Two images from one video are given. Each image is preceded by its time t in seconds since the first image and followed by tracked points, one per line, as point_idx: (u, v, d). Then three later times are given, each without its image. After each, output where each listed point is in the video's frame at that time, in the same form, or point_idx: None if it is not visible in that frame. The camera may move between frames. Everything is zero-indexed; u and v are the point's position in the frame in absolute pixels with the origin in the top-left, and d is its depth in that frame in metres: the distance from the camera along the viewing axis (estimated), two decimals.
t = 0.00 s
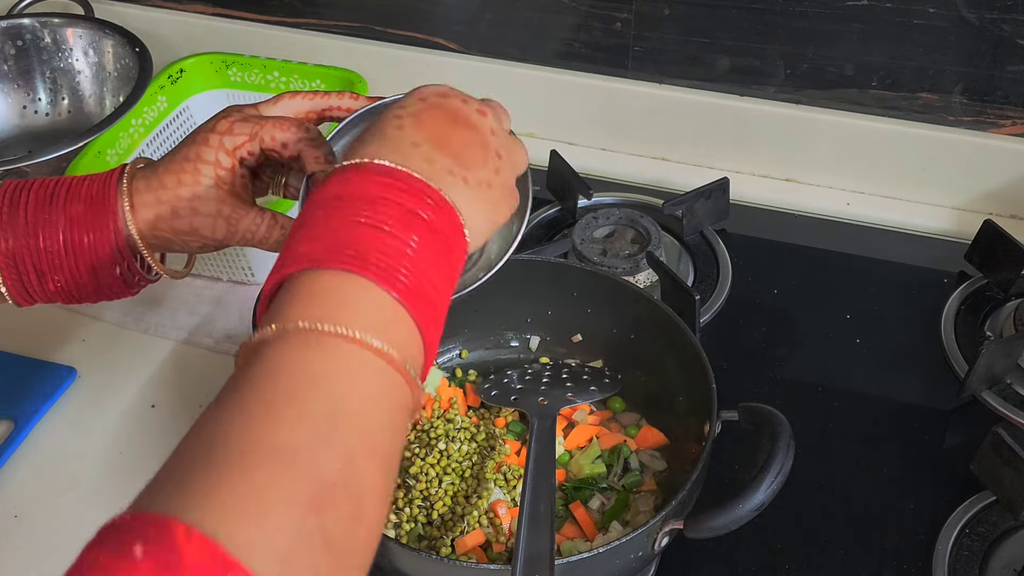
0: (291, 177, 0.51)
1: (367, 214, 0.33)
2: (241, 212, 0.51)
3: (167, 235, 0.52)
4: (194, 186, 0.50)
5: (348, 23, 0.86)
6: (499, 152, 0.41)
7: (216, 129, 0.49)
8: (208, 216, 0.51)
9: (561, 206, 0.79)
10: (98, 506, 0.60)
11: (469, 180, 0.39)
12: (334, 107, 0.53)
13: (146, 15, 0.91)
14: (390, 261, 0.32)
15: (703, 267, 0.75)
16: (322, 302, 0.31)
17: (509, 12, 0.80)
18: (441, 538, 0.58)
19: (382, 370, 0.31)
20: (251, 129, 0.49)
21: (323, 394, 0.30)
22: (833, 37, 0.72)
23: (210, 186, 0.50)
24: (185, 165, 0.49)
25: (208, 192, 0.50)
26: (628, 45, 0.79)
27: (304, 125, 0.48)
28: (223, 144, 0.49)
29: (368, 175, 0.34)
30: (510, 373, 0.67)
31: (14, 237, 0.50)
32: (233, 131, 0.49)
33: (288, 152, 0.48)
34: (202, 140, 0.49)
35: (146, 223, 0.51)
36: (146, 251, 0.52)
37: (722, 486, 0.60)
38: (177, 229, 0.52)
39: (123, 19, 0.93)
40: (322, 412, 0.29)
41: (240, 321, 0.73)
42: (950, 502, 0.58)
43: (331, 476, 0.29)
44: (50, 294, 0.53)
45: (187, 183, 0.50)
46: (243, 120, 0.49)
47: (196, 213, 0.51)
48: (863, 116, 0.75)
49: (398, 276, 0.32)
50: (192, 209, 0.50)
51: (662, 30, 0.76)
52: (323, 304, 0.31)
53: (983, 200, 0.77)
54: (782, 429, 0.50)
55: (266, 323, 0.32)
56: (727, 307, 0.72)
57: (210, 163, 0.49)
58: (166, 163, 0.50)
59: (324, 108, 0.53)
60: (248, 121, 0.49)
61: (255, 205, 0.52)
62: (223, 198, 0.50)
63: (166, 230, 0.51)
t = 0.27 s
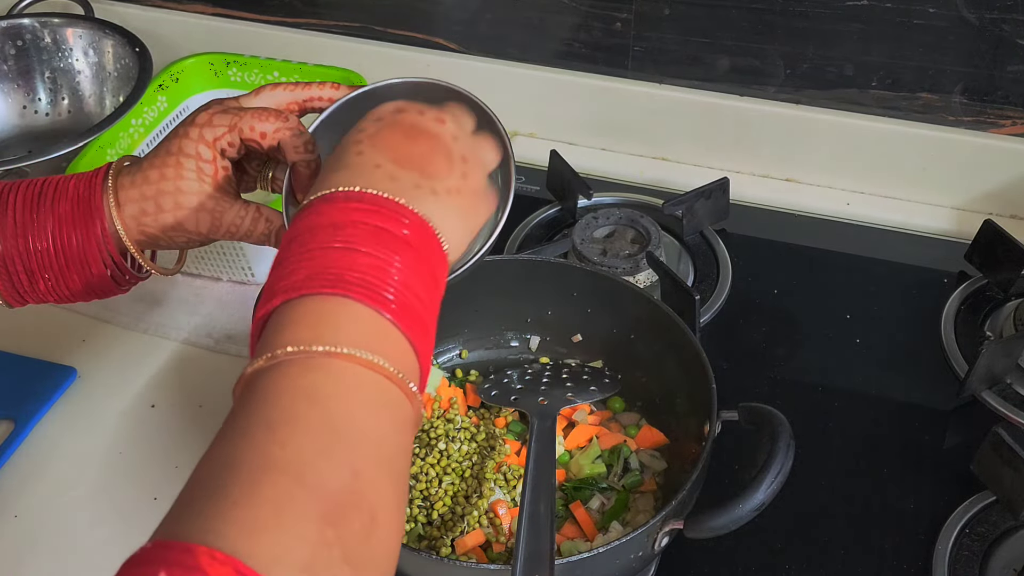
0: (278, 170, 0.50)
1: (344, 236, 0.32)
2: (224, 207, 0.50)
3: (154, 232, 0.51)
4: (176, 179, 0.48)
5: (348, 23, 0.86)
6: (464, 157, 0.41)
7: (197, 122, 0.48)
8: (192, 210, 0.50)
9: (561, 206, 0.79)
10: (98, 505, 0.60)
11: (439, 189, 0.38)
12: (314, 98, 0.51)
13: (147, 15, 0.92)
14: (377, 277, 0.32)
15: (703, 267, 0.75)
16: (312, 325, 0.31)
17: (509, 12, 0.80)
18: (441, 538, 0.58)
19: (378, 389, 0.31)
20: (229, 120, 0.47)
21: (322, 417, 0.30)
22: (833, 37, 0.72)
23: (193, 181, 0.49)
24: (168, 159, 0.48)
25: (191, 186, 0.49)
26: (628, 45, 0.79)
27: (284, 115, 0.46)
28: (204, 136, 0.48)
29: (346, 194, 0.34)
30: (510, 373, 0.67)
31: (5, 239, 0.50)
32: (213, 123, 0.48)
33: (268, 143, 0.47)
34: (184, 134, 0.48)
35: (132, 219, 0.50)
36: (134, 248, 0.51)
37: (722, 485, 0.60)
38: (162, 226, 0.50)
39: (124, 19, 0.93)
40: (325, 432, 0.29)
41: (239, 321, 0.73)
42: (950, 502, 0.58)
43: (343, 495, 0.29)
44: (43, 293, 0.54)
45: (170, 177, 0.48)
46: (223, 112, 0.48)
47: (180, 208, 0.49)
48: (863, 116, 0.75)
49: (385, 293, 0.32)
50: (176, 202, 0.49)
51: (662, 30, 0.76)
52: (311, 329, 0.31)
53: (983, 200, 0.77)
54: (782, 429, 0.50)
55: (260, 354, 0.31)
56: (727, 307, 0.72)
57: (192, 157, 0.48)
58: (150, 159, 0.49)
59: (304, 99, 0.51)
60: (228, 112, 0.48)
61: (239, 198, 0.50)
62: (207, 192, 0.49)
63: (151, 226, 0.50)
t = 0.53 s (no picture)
0: (287, 161, 0.51)
1: (331, 248, 0.33)
2: (238, 201, 0.50)
3: (167, 226, 0.51)
4: (188, 175, 0.48)
5: (348, 23, 0.86)
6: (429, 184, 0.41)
7: (206, 118, 0.48)
8: (204, 206, 0.50)
9: (561, 206, 0.79)
10: (98, 506, 0.60)
11: (413, 212, 0.38)
12: (324, 90, 0.52)
13: (147, 15, 0.92)
14: (365, 285, 0.33)
15: (703, 267, 0.75)
16: (301, 332, 0.31)
17: (509, 12, 0.80)
18: (441, 538, 0.58)
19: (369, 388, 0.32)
20: (240, 117, 0.47)
21: (315, 415, 0.30)
22: (833, 37, 0.72)
23: (206, 177, 0.49)
24: (178, 155, 0.48)
25: (204, 182, 0.49)
26: (628, 45, 0.79)
27: (295, 111, 0.46)
28: (214, 132, 0.48)
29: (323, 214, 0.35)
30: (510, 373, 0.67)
31: (14, 233, 0.50)
32: (223, 119, 0.48)
33: (279, 139, 0.47)
34: (193, 129, 0.48)
35: (144, 215, 0.50)
36: (146, 242, 0.52)
37: (722, 485, 0.60)
38: (174, 221, 0.51)
39: (124, 19, 0.93)
40: (315, 431, 0.29)
41: (240, 320, 0.73)
42: (950, 502, 0.58)
43: (341, 488, 0.29)
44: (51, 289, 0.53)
45: (182, 173, 0.48)
46: (232, 109, 0.48)
47: (193, 204, 0.49)
48: (863, 116, 0.76)
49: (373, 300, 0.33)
50: (188, 198, 0.49)
51: (662, 30, 0.76)
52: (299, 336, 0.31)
53: (983, 200, 0.77)
54: (782, 429, 0.50)
55: (251, 364, 0.32)
56: (727, 307, 0.72)
57: (203, 152, 0.48)
58: (161, 154, 0.49)
59: (314, 92, 0.52)
60: (237, 108, 0.48)
61: (253, 192, 0.50)
62: (219, 187, 0.49)
63: (164, 221, 0.50)
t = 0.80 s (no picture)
0: (309, 157, 0.50)
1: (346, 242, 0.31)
2: (268, 203, 0.51)
3: (195, 225, 0.52)
4: (221, 179, 0.50)
5: (348, 23, 0.86)
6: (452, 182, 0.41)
7: (240, 122, 0.49)
8: (236, 207, 0.51)
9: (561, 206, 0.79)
10: (97, 506, 0.60)
11: (439, 200, 0.37)
12: (352, 92, 0.52)
13: (147, 15, 0.92)
14: (386, 278, 0.31)
15: (703, 267, 0.75)
16: (312, 330, 0.29)
17: (509, 13, 0.80)
18: (441, 538, 0.58)
19: (385, 390, 0.30)
20: (276, 122, 0.47)
21: (320, 424, 0.28)
22: (833, 37, 0.72)
23: (237, 179, 0.50)
24: (210, 159, 0.49)
25: (236, 185, 0.50)
26: (628, 45, 0.79)
27: (330, 116, 0.46)
28: (249, 136, 0.48)
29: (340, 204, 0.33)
30: (512, 371, 0.68)
31: (38, 230, 0.49)
32: (258, 124, 0.48)
33: (314, 143, 0.47)
34: (225, 133, 0.49)
35: (173, 216, 0.51)
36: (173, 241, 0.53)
37: (722, 485, 0.60)
38: (205, 222, 0.52)
39: (124, 19, 0.93)
40: (321, 438, 0.28)
41: (240, 321, 0.73)
42: (950, 502, 0.58)
43: (342, 509, 0.27)
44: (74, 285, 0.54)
45: (213, 177, 0.49)
46: (266, 113, 0.48)
47: (224, 206, 0.51)
48: (863, 115, 0.76)
49: (390, 295, 0.31)
50: (219, 201, 0.51)
51: (662, 30, 0.76)
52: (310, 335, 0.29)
53: (983, 200, 0.77)
54: (783, 429, 0.50)
55: (257, 363, 0.30)
56: (727, 307, 0.72)
57: (235, 156, 0.49)
58: (190, 154, 0.50)
59: (343, 93, 0.52)
60: (272, 113, 0.48)
61: (281, 193, 0.51)
62: (250, 189, 0.50)
63: (193, 222, 0.52)
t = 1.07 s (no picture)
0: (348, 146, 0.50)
1: None
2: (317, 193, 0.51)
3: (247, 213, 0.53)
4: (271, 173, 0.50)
5: (348, 23, 0.86)
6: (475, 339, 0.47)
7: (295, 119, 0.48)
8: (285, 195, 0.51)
9: (561, 206, 0.79)
10: (97, 506, 0.60)
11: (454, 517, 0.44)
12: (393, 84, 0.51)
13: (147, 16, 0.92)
14: None
15: (703, 267, 0.75)
16: None
17: (509, 13, 0.80)
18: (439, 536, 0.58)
19: None
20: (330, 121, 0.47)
21: None
22: (833, 37, 0.72)
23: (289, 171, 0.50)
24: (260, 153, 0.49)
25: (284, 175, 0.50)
26: (628, 45, 0.79)
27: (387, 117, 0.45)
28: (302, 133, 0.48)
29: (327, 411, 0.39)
30: (510, 374, 0.70)
31: None
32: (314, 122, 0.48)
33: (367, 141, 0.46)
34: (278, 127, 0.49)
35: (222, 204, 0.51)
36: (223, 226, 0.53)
37: (722, 485, 0.60)
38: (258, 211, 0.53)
39: (124, 19, 0.93)
40: None
41: (240, 321, 0.73)
42: (950, 502, 0.58)
43: None
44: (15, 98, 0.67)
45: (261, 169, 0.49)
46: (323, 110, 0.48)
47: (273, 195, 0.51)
48: (863, 115, 0.76)
49: None
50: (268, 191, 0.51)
51: (662, 30, 0.76)
52: None
53: (983, 200, 0.77)
54: (783, 429, 0.50)
55: None
56: (727, 307, 0.72)
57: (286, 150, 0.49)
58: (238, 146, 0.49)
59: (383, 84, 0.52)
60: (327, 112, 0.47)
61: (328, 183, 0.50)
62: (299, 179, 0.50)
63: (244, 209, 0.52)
